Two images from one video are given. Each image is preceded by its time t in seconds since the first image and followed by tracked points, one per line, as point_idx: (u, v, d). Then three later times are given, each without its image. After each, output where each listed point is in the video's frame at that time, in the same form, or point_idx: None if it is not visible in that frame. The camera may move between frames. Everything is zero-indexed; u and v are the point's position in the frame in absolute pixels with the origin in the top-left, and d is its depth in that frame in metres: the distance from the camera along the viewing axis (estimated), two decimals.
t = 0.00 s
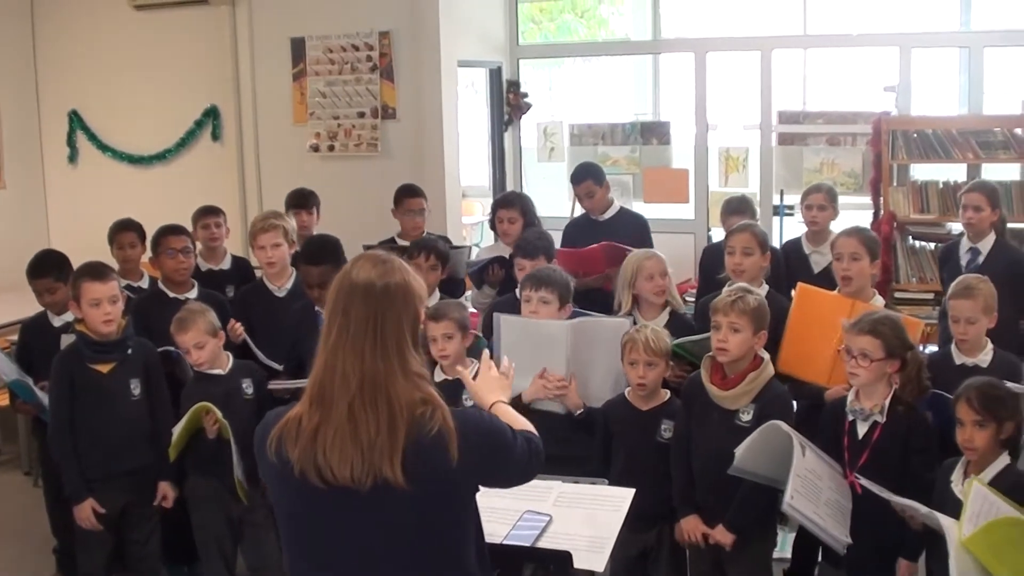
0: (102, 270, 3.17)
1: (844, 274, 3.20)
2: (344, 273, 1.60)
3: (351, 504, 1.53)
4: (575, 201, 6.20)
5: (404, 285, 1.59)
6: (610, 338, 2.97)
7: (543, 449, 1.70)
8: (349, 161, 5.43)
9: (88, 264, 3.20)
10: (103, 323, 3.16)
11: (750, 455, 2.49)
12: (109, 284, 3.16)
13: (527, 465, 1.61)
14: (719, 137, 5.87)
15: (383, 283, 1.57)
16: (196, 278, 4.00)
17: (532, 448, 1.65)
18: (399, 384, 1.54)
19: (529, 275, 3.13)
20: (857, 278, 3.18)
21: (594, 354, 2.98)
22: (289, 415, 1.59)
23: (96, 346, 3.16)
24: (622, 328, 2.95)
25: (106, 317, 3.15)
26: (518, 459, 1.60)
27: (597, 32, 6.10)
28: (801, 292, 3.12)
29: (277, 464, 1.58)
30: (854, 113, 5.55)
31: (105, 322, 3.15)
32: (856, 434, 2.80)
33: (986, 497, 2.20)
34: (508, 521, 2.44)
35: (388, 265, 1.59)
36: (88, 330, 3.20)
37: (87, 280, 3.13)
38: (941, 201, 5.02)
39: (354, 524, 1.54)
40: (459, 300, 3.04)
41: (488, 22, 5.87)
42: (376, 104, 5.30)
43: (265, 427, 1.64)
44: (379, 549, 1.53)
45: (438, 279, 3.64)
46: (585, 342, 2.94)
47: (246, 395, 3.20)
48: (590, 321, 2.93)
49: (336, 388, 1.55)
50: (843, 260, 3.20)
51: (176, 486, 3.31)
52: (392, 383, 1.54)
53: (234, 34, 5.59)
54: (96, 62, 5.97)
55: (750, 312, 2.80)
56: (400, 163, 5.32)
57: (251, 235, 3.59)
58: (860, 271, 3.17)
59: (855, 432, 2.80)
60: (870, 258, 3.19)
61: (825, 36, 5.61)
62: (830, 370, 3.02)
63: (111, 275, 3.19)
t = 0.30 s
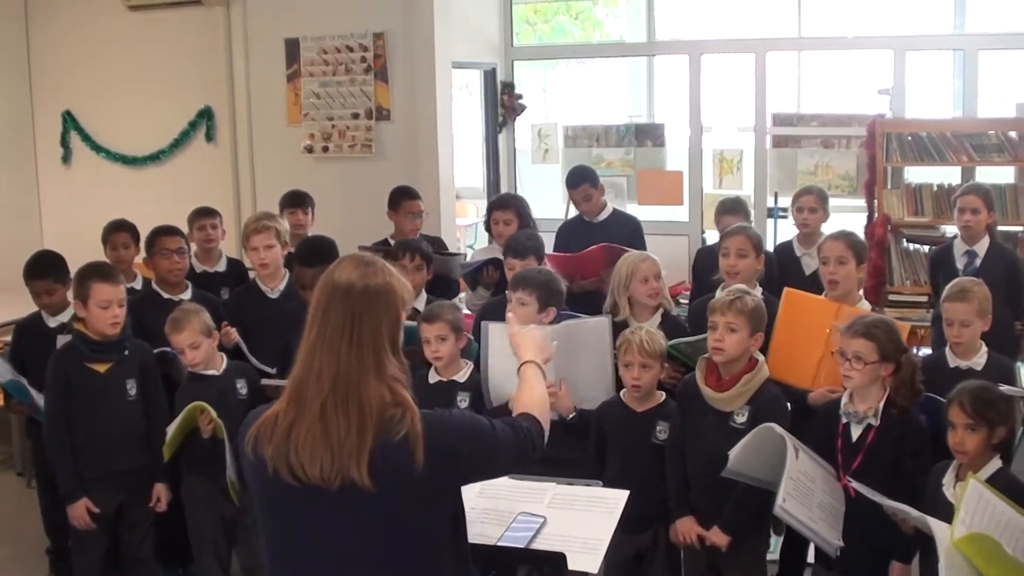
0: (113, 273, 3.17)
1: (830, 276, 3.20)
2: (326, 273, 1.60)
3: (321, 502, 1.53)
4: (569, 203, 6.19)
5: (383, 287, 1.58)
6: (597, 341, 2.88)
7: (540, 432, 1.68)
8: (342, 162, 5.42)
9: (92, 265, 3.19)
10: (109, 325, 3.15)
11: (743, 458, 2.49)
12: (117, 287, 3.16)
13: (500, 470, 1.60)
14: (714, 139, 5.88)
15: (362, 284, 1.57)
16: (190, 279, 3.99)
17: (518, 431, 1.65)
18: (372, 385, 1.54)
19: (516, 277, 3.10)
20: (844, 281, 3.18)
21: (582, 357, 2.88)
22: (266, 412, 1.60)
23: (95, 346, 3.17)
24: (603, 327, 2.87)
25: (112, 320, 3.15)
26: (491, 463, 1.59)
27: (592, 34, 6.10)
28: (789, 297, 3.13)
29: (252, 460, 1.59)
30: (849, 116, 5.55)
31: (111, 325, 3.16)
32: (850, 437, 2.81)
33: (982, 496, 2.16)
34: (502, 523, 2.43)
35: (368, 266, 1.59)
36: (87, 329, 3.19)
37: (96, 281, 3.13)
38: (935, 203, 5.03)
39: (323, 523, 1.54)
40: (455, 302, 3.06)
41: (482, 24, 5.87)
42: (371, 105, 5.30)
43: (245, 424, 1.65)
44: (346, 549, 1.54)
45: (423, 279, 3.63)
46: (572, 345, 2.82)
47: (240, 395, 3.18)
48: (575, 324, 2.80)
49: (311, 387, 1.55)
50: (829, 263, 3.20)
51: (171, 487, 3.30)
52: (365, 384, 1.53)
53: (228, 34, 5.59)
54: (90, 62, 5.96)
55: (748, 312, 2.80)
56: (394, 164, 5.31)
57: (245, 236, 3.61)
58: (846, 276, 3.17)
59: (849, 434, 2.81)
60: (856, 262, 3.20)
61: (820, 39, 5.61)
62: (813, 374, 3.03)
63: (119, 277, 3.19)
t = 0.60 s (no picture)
0: (116, 275, 3.16)
1: (820, 271, 3.21)
2: (303, 271, 1.62)
3: (293, 500, 1.54)
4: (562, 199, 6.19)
5: (358, 284, 1.59)
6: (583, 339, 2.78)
7: (524, 453, 1.65)
8: (336, 158, 5.41)
9: (90, 264, 3.16)
10: (109, 326, 3.16)
11: (737, 454, 2.49)
12: (120, 289, 3.14)
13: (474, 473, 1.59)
14: (707, 134, 5.88)
15: (335, 281, 1.58)
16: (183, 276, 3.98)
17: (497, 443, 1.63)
18: (344, 383, 1.54)
19: (507, 274, 3.09)
20: (833, 274, 3.19)
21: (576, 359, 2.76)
22: (244, 409, 1.61)
23: (94, 343, 3.16)
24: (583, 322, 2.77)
25: (112, 321, 3.16)
26: (464, 465, 1.58)
27: (585, 30, 6.10)
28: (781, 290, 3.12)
29: (231, 457, 1.61)
30: (842, 111, 5.56)
31: (110, 326, 3.16)
32: (844, 432, 2.81)
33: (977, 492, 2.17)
34: (497, 520, 2.43)
35: (343, 264, 1.60)
36: (85, 326, 3.19)
37: (99, 283, 3.11)
38: (928, 198, 5.04)
39: (295, 520, 1.54)
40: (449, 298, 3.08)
41: (475, 20, 5.85)
42: (363, 101, 5.29)
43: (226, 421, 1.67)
44: (317, 547, 1.54)
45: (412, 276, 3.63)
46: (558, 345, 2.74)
47: (233, 392, 3.20)
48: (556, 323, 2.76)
49: (285, 384, 1.56)
50: (819, 257, 3.21)
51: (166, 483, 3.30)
52: (337, 382, 1.54)
53: (220, 31, 5.57)
54: (83, 59, 5.95)
55: (742, 307, 2.80)
56: (387, 160, 5.31)
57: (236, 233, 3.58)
58: (836, 268, 3.18)
59: (843, 430, 2.81)
60: (847, 255, 3.21)
61: (813, 35, 5.62)
62: (804, 367, 3.01)
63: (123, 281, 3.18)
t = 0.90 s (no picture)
0: (105, 278, 3.15)
1: (816, 271, 3.20)
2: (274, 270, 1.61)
3: (266, 499, 1.54)
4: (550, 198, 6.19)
5: (326, 282, 1.58)
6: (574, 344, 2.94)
7: (491, 438, 1.67)
8: (323, 158, 5.41)
9: (78, 267, 3.16)
10: (98, 330, 3.15)
11: (725, 453, 2.49)
12: (108, 293, 3.14)
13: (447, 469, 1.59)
14: (694, 133, 5.89)
15: (304, 279, 1.57)
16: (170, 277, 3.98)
17: (469, 436, 1.64)
18: (315, 383, 1.54)
19: (496, 275, 3.09)
20: (829, 274, 3.18)
21: (563, 362, 2.93)
22: (219, 409, 1.61)
23: (84, 345, 3.15)
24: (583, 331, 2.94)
25: (101, 324, 3.16)
26: (437, 461, 1.58)
27: (571, 29, 6.09)
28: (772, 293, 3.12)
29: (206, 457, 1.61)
30: (829, 110, 5.57)
31: (99, 329, 3.16)
32: (832, 430, 2.81)
33: (961, 494, 2.18)
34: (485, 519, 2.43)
35: (312, 262, 1.59)
36: (73, 327, 3.17)
37: (89, 288, 3.10)
38: (915, 195, 5.07)
39: (270, 520, 1.54)
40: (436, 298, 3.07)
41: (462, 19, 5.84)
42: (350, 101, 5.28)
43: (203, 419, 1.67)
44: (291, 547, 1.54)
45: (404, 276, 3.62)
46: (553, 351, 2.87)
47: (220, 393, 3.18)
48: (555, 331, 2.86)
49: (256, 384, 1.56)
50: (815, 258, 3.20)
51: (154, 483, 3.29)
52: (307, 381, 1.54)
53: (207, 31, 5.56)
54: (68, 60, 5.93)
55: (733, 304, 2.79)
56: (374, 161, 5.31)
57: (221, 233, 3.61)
58: (831, 269, 3.17)
59: (831, 428, 2.81)
60: (842, 255, 3.20)
61: (799, 33, 5.64)
62: (802, 368, 3.01)
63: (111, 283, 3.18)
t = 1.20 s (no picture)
0: (103, 284, 3.14)
1: (813, 273, 3.20)
2: (262, 272, 1.61)
3: (258, 502, 1.54)
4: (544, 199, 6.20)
5: (314, 284, 1.58)
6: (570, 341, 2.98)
7: (485, 443, 1.69)
8: (317, 159, 5.41)
9: (75, 270, 3.13)
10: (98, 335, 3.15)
11: (721, 454, 2.49)
12: (107, 298, 3.13)
13: (438, 469, 1.60)
14: (688, 134, 5.90)
15: (293, 281, 1.57)
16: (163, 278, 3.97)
17: (463, 443, 1.66)
18: (305, 385, 1.54)
19: (492, 277, 3.10)
20: (827, 277, 3.19)
21: (560, 360, 2.98)
22: (211, 411, 1.61)
23: (81, 347, 3.13)
24: (580, 328, 2.97)
25: (99, 328, 3.15)
26: (428, 461, 1.60)
27: (565, 31, 6.09)
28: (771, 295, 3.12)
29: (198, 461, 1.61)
30: (822, 111, 5.59)
31: (97, 333, 3.15)
32: (826, 431, 2.82)
33: (952, 498, 2.19)
34: (479, 520, 2.43)
35: (300, 263, 1.59)
36: (71, 329, 3.15)
37: (88, 293, 3.09)
38: (908, 198, 5.08)
39: (263, 524, 1.54)
40: (431, 299, 3.08)
41: (456, 20, 5.84)
42: (344, 102, 5.29)
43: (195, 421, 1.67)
44: (283, 548, 1.54)
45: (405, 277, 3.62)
46: (548, 347, 2.94)
47: (213, 394, 3.18)
48: (551, 327, 2.93)
49: (247, 386, 1.56)
50: (812, 259, 3.20)
51: (148, 483, 3.29)
52: (298, 384, 1.54)
53: (202, 31, 5.57)
54: (63, 60, 5.93)
55: (728, 305, 2.78)
56: (367, 162, 5.31)
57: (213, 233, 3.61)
58: (829, 270, 3.18)
59: (825, 429, 2.82)
60: (838, 258, 3.20)
61: (792, 35, 5.65)
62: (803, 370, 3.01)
63: (109, 288, 3.16)
